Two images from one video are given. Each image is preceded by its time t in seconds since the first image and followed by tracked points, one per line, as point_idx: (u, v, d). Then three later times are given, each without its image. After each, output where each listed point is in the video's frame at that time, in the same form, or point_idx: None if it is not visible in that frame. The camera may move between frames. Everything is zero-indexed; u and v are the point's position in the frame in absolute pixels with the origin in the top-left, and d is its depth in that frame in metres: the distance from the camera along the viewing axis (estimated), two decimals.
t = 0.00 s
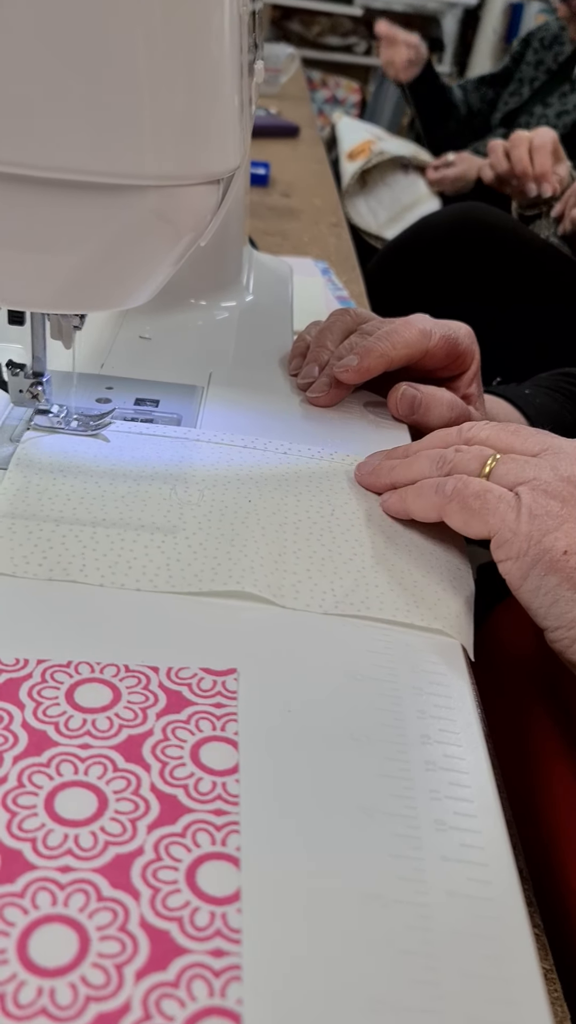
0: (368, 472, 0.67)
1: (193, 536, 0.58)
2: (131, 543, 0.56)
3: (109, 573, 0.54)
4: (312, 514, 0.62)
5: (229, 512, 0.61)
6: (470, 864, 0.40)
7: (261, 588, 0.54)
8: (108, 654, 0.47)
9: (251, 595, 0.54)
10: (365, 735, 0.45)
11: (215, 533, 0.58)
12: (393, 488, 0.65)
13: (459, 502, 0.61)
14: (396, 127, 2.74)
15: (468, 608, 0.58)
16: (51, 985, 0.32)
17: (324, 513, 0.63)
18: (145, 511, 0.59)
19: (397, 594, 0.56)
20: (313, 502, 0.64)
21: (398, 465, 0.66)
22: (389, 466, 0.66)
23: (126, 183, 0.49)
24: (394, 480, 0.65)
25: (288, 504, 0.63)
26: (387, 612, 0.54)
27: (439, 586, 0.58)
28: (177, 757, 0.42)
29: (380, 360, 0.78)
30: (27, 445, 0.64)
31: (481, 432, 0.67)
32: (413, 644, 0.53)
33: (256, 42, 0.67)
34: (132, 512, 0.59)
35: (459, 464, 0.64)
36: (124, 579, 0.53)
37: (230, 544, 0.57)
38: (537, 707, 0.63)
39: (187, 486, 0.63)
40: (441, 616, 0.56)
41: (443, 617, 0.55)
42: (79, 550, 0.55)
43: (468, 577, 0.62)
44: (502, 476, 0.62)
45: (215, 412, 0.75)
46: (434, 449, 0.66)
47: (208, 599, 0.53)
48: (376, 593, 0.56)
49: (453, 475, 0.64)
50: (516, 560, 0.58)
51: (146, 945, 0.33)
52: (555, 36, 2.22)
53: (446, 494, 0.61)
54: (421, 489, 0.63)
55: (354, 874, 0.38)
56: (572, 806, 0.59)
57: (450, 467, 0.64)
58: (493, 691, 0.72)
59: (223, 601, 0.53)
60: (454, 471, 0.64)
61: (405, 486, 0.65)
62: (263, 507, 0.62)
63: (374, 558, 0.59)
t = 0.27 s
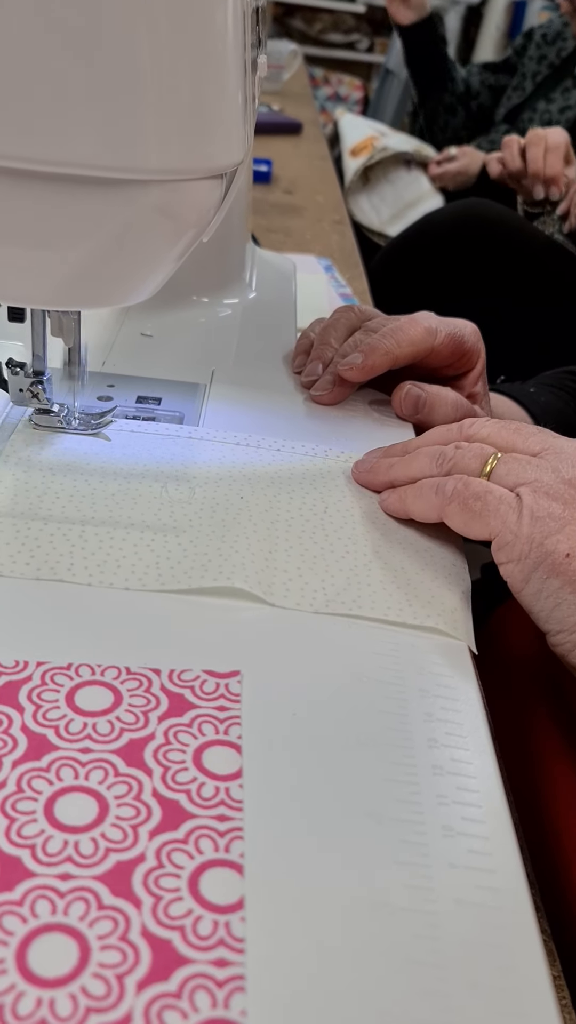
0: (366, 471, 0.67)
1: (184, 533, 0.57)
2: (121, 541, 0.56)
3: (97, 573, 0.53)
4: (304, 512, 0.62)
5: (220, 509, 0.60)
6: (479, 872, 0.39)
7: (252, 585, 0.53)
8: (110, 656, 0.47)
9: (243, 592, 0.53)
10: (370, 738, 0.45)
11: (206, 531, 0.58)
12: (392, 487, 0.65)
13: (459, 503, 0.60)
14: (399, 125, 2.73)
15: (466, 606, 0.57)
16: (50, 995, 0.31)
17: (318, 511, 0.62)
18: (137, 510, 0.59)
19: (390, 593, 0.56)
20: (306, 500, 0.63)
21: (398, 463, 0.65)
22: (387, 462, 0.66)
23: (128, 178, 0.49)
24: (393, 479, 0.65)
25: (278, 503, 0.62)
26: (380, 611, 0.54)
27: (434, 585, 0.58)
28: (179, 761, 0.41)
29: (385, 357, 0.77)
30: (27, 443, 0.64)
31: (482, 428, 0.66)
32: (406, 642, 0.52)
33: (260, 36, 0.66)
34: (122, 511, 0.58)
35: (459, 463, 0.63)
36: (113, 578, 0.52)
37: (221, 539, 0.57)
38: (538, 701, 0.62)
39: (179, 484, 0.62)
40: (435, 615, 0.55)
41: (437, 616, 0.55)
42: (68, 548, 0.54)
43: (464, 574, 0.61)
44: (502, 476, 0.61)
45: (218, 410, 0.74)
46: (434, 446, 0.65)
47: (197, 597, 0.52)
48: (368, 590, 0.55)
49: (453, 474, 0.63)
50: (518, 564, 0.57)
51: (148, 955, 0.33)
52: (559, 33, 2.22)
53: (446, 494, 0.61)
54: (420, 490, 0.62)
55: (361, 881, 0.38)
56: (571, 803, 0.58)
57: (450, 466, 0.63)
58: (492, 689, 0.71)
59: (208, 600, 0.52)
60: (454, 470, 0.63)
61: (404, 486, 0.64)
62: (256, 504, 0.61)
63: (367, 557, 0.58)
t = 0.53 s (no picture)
0: (362, 465, 0.66)
1: (173, 528, 0.57)
2: (110, 537, 0.55)
3: (85, 570, 0.52)
4: (295, 508, 0.61)
5: (210, 506, 0.60)
6: (482, 872, 0.39)
7: (240, 579, 0.53)
8: (110, 655, 0.46)
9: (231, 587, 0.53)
10: (372, 737, 0.44)
11: (195, 526, 0.57)
12: (389, 481, 0.65)
13: (458, 499, 0.60)
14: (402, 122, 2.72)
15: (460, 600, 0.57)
16: (50, 996, 0.31)
17: (309, 506, 0.62)
18: (126, 506, 0.58)
19: (379, 589, 0.55)
20: (297, 497, 0.63)
21: (395, 457, 0.65)
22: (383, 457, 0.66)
23: (130, 173, 0.48)
24: (389, 473, 0.65)
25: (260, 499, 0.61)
26: (369, 608, 0.53)
27: (425, 579, 0.58)
28: (180, 760, 0.41)
29: (389, 355, 0.77)
30: (29, 440, 0.63)
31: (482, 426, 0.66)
32: (394, 637, 0.52)
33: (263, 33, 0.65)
34: (112, 506, 0.58)
35: (457, 458, 0.63)
36: (101, 574, 0.52)
37: (211, 534, 0.56)
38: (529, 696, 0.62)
39: (170, 480, 0.62)
40: (425, 609, 0.55)
41: (427, 611, 0.55)
42: (56, 544, 0.54)
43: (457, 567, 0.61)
44: (502, 474, 0.61)
45: (221, 407, 0.74)
46: (432, 443, 0.65)
47: (184, 594, 0.52)
48: (358, 586, 0.55)
49: (451, 470, 0.63)
50: (517, 562, 0.57)
51: (149, 956, 0.32)
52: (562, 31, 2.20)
53: (445, 490, 0.60)
54: (419, 484, 0.62)
55: (363, 882, 0.37)
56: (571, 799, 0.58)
57: (449, 461, 0.63)
58: (490, 684, 0.71)
59: (190, 597, 0.52)
60: (453, 465, 0.63)
61: (401, 480, 0.64)
62: (246, 500, 0.61)
63: (357, 552, 0.58)
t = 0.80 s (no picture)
0: (359, 462, 0.67)
1: (165, 525, 0.57)
2: (104, 534, 0.55)
3: (78, 566, 0.52)
4: (290, 505, 0.61)
5: (205, 503, 0.59)
6: (481, 870, 0.39)
7: (235, 578, 0.53)
8: (111, 652, 0.46)
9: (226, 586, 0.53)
10: (372, 734, 0.44)
11: (189, 524, 0.57)
12: (385, 478, 0.65)
13: (455, 496, 0.60)
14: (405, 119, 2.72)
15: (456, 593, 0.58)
16: (50, 991, 0.31)
17: (303, 502, 0.62)
18: (120, 502, 0.58)
19: (373, 585, 0.55)
20: (291, 494, 0.63)
21: (392, 456, 0.65)
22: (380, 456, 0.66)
23: (131, 170, 0.48)
24: (386, 470, 0.65)
25: (250, 496, 0.61)
26: (363, 604, 0.53)
27: (419, 573, 0.58)
28: (181, 757, 0.41)
29: (392, 353, 0.77)
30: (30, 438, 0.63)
31: (479, 420, 0.65)
32: (388, 634, 0.52)
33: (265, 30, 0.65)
34: (106, 503, 0.58)
35: (453, 455, 0.63)
36: (94, 571, 0.52)
37: (204, 531, 0.56)
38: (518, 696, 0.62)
39: (164, 477, 0.62)
40: (419, 604, 0.55)
41: (421, 605, 0.54)
42: (50, 540, 0.54)
43: (452, 560, 0.61)
44: (498, 470, 0.61)
45: (222, 404, 0.74)
46: (429, 440, 0.65)
47: (177, 591, 0.52)
48: (352, 583, 0.55)
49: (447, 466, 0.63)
50: (514, 559, 0.57)
51: (148, 951, 0.33)
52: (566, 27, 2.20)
53: (442, 486, 0.60)
54: (415, 481, 0.62)
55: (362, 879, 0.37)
56: (570, 796, 0.58)
57: (445, 458, 0.63)
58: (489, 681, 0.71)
59: (184, 595, 0.52)
60: (449, 462, 0.63)
61: (398, 477, 0.64)
62: (241, 497, 0.61)
63: (352, 548, 0.58)
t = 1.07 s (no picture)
0: (353, 458, 0.67)
1: (157, 521, 0.57)
2: (95, 530, 0.55)
3: (69, 563, 0.52)
4: (282, 501, 0.61)
5: (196, 499, 0.59)
6: (484, 868, 0.39)
7: (226, 574, 0.53)
8: (115, 650, 0.47)
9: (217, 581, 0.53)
10: (376, 732, 0.44)
11: (180, 521, 0.57)
12: (380, 473, 0.65)
13: (450, 494, 0.59)
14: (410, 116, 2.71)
15: (448, 586, 0.58)
16: (53, 987, 0.31)
17: (295, 497, 0.62)
18: (112, 498, 0.58)
19: (365, 580, 0.55)
20: (283, 490, 0.62)
21: (387, 449, 0.65)
22: (374, 450, 0.66)
23: (134, 167, 0.48)
24: (381, 466, 0.65)
25: (243, 493, 0.61)
26: (353, 598, 0.53)
27: (411, 567, 0.58)
28: (184, 754, 0.41)
29: (396, 349, 0.76)
30: (35, 436, 0.63)
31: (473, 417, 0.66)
32: (377, 629, 0.52)
33: (269, 27, 0.65)
34: (98, 499, 0.58)
35: (447, 452, 0.62)
36: (84, 566, 0.52)
37: (195, 529, 0.56)
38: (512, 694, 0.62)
39: (156, 473, 0.62)
40: (411, 598, 0.55)
41: (413, 600, 0.54)
42: (41, 537, 0.53)
43: (445, 554, 0.61)
44: (492, 469, 0.60)
45: (226, 402, 0.74)
46: (422, 436, 0.65)
47: (168, 586, 0.52)
48: (344, 578, 0.55)
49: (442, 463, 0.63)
50: (509, 559, 0.57)
51: (151, 948, 0.33)
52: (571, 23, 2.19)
53: (437, 484, 0.60)
54: (409, 478, 0.62)
55: (365, 877, 0.37)
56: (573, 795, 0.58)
57: (440, 455, 0.63)
58: (490, 678, 0.71)
59: (183, 591, 0.52)
60: (444, 459, 0.63)
61: (392, 474, 0.64)
62: (233, 493, 0.61)
63: (344, 544, 0.58)
